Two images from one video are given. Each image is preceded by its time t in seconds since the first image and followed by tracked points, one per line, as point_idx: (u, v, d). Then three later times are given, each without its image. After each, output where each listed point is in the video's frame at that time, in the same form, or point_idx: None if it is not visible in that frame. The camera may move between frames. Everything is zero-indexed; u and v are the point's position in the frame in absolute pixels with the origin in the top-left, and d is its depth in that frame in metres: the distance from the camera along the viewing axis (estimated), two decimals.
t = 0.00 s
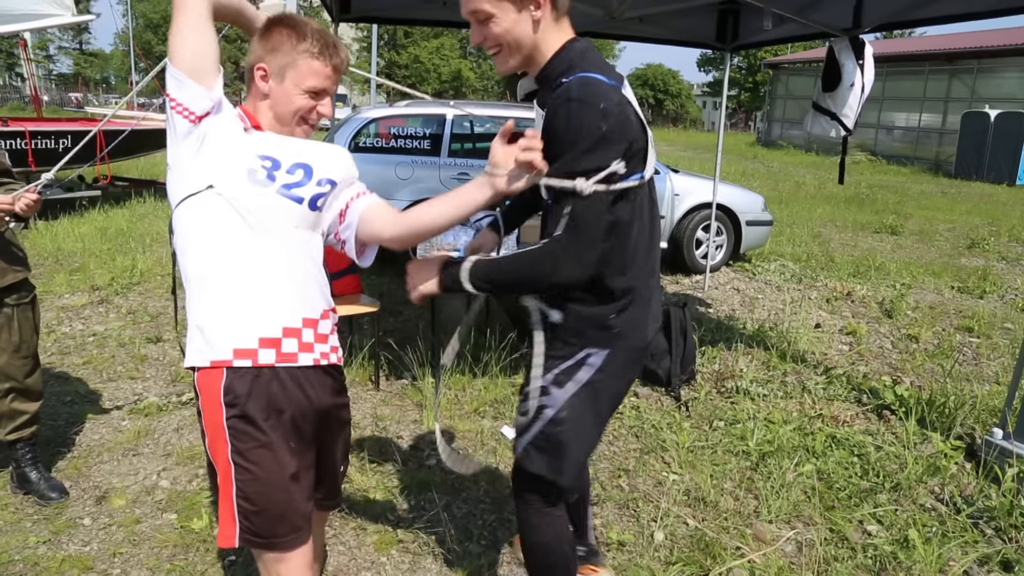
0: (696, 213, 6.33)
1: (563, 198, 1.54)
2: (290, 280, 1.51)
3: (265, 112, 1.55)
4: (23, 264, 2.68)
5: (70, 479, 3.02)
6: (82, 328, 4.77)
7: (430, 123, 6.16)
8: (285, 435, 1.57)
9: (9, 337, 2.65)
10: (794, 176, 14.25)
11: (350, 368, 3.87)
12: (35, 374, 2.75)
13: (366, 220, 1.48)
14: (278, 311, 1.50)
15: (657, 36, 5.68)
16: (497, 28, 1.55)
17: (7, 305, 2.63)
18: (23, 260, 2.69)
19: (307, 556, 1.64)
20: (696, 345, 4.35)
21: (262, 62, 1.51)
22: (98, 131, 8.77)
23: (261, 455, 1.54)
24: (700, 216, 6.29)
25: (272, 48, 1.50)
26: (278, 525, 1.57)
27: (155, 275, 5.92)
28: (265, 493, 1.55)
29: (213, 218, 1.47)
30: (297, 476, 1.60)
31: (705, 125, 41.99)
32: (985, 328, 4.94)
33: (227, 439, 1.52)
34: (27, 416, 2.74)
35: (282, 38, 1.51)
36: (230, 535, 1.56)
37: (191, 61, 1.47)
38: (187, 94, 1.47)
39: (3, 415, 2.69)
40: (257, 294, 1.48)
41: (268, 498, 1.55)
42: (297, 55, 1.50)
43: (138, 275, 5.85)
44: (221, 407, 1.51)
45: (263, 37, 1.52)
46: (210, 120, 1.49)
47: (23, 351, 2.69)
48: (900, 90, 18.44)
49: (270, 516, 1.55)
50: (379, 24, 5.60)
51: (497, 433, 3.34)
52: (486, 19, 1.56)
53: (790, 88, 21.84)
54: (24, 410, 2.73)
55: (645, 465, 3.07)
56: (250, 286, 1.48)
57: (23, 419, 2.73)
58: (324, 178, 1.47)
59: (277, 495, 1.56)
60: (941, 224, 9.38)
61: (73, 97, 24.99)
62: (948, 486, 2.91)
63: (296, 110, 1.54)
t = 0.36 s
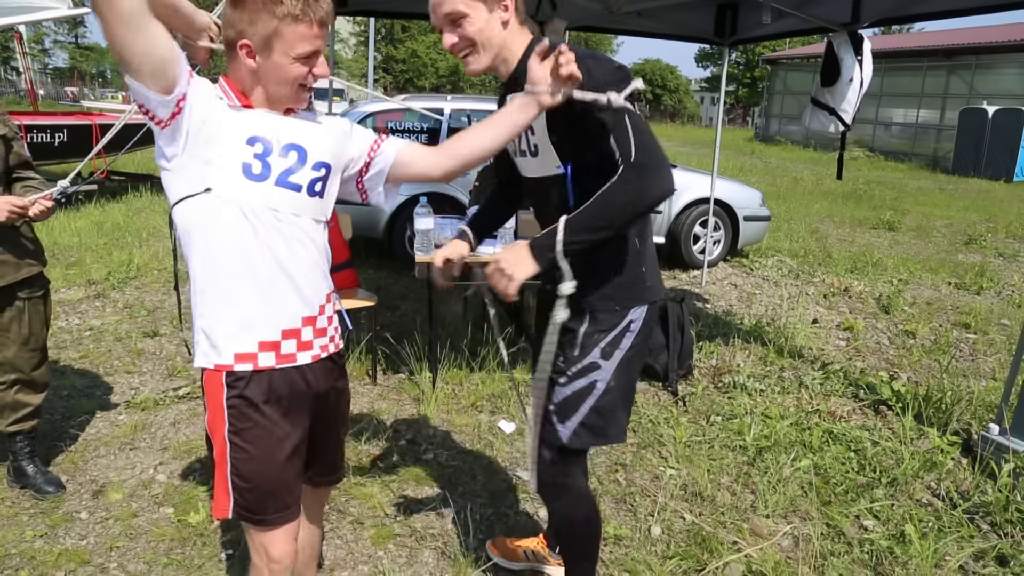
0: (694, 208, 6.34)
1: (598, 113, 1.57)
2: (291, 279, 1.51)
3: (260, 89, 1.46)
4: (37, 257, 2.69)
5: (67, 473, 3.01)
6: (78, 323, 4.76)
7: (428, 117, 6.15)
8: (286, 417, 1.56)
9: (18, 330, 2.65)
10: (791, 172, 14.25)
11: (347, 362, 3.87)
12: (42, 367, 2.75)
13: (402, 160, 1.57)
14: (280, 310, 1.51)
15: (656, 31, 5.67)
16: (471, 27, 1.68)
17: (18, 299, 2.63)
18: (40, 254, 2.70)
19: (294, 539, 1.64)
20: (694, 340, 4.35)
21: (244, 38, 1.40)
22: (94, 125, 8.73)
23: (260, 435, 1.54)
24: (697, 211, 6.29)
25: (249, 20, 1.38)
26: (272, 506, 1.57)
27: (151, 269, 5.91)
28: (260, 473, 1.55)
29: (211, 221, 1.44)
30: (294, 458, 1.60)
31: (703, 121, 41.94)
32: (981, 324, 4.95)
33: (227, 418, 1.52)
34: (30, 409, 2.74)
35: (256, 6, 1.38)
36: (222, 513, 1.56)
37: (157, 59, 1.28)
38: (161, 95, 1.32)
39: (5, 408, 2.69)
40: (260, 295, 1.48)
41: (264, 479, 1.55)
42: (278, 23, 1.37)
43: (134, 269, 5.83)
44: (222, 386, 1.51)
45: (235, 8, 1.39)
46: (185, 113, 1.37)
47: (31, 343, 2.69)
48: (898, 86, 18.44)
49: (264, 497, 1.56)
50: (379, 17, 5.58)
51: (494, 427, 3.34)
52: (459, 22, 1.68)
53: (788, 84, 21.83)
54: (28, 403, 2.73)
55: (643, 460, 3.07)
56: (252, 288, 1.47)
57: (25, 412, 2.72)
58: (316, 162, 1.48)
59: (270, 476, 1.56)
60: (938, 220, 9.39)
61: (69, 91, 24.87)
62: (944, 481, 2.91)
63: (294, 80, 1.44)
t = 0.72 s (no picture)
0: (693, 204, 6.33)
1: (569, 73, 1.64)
2: (290, 277, 1.52)
3: (258, 91, 1.41)
4: (36, 253, 2.66)
5: (65, 467, 3.01)
6: (76, 317, 4.75)
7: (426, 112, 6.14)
8: (291, 410, 1.57)
9: (15, 325, 2.64)
10: (790, 167, 14.25)
11: (345, 357, 3.86)
12: (40, 362, 2.74)
13: (391, 132, 1.66)
14: (281, 306, 1.52)
15: (656, 25, 5.65)
16: (432, 51, 1.62)
17: (15, 293, 2.61)
18: (41, 249, 2.70)
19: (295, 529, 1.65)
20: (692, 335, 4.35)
21: (245, 43, 1.33)
22: (91, 118, 8.70)
23: (267, 430, 1.54)
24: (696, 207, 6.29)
25: (254, 25, 1.31)
26: (280, 497, 1.59)
27: (150, 263, 5.90)
28: (268, 467, 1.56)
29: (214, 220, 1.43)
30: (300, 450, 1.61)
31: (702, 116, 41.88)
32: (980, 321, 4.95)
33: (234, 414, 1.51)
34: (29, 403, 2.74)
35: (258, 10, 1.31)
36: (230, 510, 1.55)
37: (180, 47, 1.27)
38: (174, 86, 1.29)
39: (4, 402, 2.69)
40: (263, 292, 1.49)
41: (272, 472, 1.56)
42: (285, 29, 1.32)
43: (132, 263, 5.82)
44: (227, 382, 1.50)
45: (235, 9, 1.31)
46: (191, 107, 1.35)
47: (28, 339, 2.68)
48: (897, 82, 18.42)
49: (272, 490, 1.57)
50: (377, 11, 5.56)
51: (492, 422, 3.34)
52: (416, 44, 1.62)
53: (787, 79, 21.80)
54: (26, 397, 2.73)
55: (642, 455, 3.07)
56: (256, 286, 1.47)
57: (23, 406, 2.73)
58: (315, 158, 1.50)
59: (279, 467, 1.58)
60: (937, 216, 9.39)
61: (67, 85, 24.80)
62: (942, 477, 2.92)
63: (296, 83, 1.41)
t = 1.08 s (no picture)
0: (692, 199, 6.32)
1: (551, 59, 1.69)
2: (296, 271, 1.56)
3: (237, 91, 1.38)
4: (32, 250, 2.65)
5: (64, 464, 3.01)
6: (75, 314, 4.74)
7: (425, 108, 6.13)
8: (305, 401, 1.62)
9: (11, 323, 2.64)
10: (789, 162, 14.23)
11: (345, 353, 3.86)
12: (37, 360, 2.73)
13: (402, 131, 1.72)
14: (293, 300, 1.55)
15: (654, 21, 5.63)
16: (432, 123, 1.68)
17: (9, 291, 2.61)
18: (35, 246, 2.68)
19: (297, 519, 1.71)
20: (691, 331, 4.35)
21: (238, 53, 1.29)
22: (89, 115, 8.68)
23: (286, 421, 1.58)
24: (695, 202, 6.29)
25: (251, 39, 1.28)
26: (296, 486, 1.64)
27: (148, 260, 5.89)
28: (287, 456, 1.61)
29: (226, 223, 1.43)
30: (313, 439, 1.67)
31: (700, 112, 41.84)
32: (979, 316, 4.95)
33: (255, 408, 1.55)
34: (27, 401, 2.74)
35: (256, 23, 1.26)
36: (251, 503, 1.59)
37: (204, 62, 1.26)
38: (193, 94, 1.27)
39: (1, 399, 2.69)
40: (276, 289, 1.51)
41: (291, 461, 1.62)
42: (282, 43, 1.30)
43: (131, 260, 5.81)
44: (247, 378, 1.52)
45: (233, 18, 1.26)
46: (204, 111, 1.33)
47: (24, 336, 2.67)
48: (896, 77, 18.40)
49: (290, 478, 1.63)
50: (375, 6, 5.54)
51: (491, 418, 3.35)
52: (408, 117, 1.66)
53: (785, 75, 21.77)
54: (23, 395, 2.72)
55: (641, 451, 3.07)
56: (273, 283, 1.50)
57: (21, 403, 2.72)
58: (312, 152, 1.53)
59: (296, 456, 1.63)
60: (936, 211, 9.38)
61: (64, 82, 24.72)
62: (941, 472, 2.92)
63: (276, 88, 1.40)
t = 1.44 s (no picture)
0: (691, 197, 6.32)
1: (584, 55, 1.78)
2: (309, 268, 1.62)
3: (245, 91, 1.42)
4: (23, 250, 2.64)
5: (64, 463, 3.01)
6: (75, 313, 4.74)
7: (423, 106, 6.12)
8: (327, 389, 1.68)
9: (5, 322, 2.64)
10: (789, 159, 14.21)
11: (345, 352, 3.87)
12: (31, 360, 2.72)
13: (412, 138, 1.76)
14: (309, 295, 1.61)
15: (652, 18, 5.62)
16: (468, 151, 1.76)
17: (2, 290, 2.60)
18: (25, 246, 2.67)
19: (309, 512, 1.75)
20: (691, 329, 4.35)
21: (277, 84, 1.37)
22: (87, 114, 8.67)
23: (312, 409, 1.64)
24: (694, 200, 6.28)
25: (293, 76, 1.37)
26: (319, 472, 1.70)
27: (148, 259, 5.88)
28: (314, 443, 1.67)
29: (248, 223, 1.49)
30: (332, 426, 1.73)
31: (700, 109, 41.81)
32: (979, 312, 4.95)
33: (283, 400, 1.59)
34: (23, 401, 2.74)
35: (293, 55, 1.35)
36: (283, 494, 1.64)
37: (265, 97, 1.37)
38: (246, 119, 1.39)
39: None
40: (296, 285, 1.56)
41: (316, 447, 1.68)
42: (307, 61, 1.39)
43: (131, 259, 5.80)
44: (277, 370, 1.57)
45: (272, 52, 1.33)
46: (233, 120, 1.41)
47: (18, 337, 2.66)
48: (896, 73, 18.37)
49: (315, 464, 1.68)
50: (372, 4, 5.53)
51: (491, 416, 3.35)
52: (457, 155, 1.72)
53: (785, 71, 21.74)
54: (20, 395, 2.72)
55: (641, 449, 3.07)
56: (293, 280, 1.55)
57: (18, 403, 2.72)
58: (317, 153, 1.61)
59: (320, 443, 1.69)
60: (936, 208, 9.38)
61: (62, 81, 24.69)
62: (941, 469, 2.92)
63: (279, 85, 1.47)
